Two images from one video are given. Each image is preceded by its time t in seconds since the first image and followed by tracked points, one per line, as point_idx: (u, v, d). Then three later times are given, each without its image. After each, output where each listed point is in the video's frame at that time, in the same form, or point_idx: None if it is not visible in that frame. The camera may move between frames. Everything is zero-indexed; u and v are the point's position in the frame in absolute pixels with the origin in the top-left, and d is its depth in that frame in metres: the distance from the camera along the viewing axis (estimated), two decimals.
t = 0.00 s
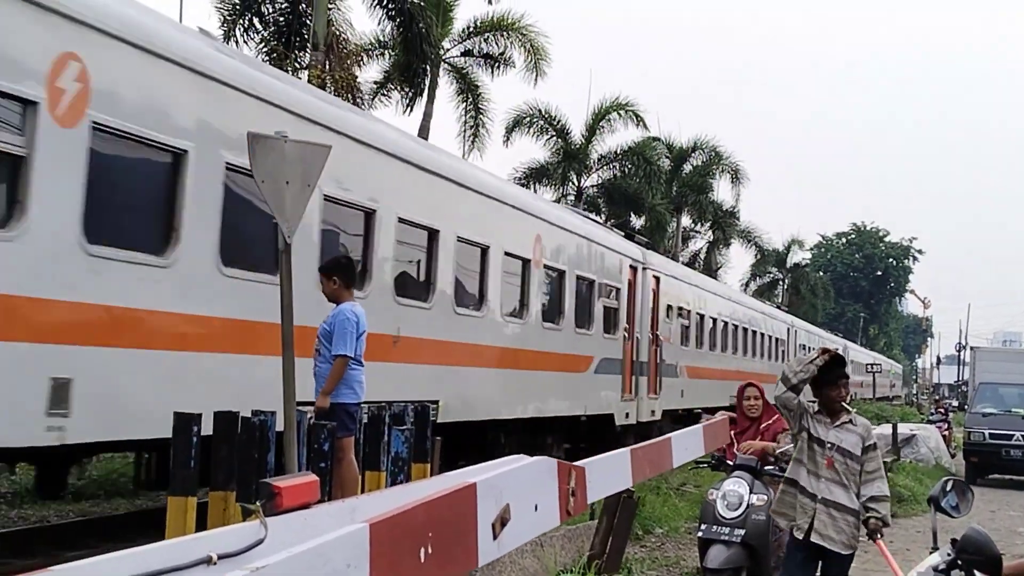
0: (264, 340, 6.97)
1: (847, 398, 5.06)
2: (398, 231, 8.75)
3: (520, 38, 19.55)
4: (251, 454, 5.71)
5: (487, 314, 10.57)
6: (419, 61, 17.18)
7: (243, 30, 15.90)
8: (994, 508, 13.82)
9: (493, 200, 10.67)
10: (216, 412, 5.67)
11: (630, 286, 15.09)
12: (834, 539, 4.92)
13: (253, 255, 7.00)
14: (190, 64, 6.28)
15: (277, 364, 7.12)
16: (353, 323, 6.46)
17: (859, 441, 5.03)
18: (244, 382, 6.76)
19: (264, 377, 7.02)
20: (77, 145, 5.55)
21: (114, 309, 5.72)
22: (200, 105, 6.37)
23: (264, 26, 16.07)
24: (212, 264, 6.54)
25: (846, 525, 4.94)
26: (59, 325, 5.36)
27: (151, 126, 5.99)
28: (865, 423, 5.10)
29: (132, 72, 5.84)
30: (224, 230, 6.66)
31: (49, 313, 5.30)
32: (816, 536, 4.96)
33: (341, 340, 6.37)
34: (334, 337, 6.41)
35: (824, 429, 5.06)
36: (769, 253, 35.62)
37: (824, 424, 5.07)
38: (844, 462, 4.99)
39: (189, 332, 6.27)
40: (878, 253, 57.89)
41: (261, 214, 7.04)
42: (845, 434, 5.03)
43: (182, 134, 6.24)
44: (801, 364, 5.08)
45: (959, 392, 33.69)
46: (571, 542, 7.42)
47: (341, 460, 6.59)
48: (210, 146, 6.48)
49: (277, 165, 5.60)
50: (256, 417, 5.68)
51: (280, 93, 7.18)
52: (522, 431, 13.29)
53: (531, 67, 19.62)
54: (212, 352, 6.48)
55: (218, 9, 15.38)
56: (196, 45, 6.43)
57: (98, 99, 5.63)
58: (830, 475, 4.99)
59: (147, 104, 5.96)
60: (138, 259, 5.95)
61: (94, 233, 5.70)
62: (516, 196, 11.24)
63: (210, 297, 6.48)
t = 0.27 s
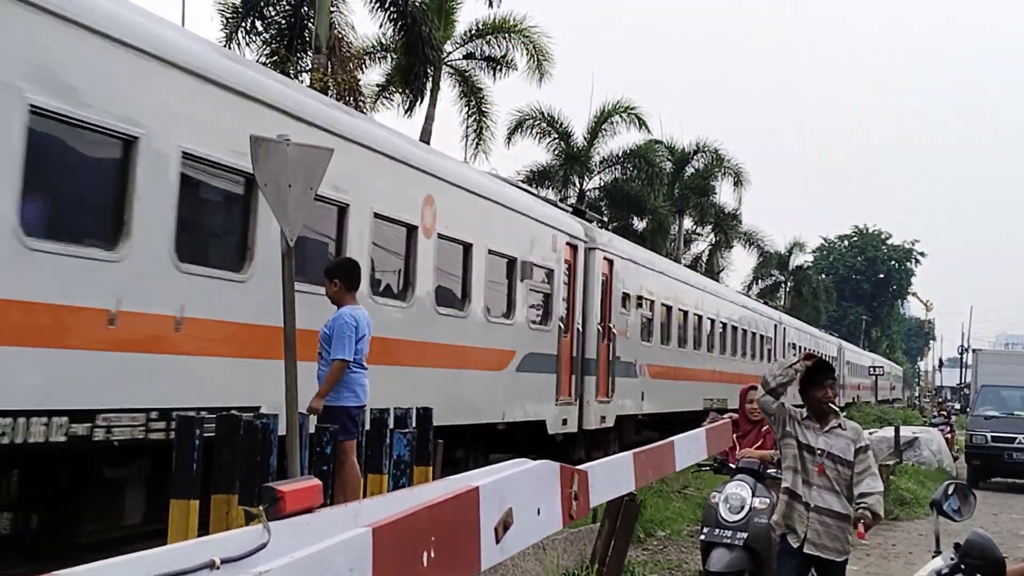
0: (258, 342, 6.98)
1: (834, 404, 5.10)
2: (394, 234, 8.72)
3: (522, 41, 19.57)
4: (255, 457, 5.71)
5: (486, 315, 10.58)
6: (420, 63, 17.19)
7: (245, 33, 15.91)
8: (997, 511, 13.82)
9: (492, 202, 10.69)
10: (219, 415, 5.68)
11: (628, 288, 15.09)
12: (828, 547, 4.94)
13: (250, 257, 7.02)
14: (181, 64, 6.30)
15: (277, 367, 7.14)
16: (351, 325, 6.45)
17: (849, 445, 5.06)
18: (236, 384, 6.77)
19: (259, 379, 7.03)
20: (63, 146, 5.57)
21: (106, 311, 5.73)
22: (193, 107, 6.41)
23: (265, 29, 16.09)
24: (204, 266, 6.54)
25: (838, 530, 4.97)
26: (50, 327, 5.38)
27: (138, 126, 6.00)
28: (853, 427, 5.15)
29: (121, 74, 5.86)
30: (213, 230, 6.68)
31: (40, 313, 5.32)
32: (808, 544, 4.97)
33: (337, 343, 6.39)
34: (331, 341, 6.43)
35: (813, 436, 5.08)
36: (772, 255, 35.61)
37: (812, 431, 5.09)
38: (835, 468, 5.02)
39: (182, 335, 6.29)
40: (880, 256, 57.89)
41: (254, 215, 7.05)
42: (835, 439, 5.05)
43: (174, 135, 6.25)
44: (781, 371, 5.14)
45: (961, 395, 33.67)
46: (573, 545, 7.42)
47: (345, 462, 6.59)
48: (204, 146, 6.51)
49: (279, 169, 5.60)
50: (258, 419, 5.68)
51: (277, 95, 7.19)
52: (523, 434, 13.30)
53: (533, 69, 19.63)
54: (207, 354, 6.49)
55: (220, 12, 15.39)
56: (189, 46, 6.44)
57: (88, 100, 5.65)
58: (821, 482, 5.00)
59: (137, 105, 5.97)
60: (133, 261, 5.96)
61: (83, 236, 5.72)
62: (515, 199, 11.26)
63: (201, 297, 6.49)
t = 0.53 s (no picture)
0: (254, 342, 6.98)
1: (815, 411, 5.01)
2: (393, 234, 8.72)
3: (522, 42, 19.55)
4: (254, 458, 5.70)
5: (484, 317, 10.58)
6: (420, 64, 17.19)
7: (244, 34, 15.92)
8: (998, 512, 13.80)
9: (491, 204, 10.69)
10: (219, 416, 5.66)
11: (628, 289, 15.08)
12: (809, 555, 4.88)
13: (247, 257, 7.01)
14: (177, 63, 6.28)
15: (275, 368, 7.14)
16: (337, 323, 6.42)
17: (832, 451, 4.98)
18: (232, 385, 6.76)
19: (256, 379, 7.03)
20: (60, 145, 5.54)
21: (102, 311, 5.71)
22: (192, 107, 6.41)
23: (265, 30, 16.09)
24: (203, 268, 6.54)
25: (821, 539, 4.91)
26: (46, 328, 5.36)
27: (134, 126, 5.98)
28: (836, 432, 5.06)
29: (117, 72, 5.84)
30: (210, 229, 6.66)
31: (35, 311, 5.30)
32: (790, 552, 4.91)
33: (328, 346, 6.38)
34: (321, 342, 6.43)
35: (794, 444, 5.00)
36: (772, 255, 35.59)
37: (793, 438, 5.02)
38: (817, 475, 4.94)
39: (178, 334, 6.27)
40: (880, 257, 57.88)
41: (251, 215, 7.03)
42: (818, 447, 4.97)
43: (170, 134, 6.23)
44: (759, 380, 5.06)
45: (961, 395, 33.66)
46: (573, 547, 7.41)
47: (344, 464, 6.58)
48: (203, 147, 6.51)
49: (279, 169, 5.59)
50: (257, 421, 5.67)
51: (275, 95, 7.18)
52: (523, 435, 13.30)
53: (533, 70, 19.62)
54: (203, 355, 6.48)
55: (219, 13, 15.39)
56: (187, 45, 6.43)
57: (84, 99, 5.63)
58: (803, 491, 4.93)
59: (132, 104, 5.96)
60: (129, 261, 5.95)
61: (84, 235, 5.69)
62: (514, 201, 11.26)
63: (198, 298, 6.48)
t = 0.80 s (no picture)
0: (255, 345, 6.99)
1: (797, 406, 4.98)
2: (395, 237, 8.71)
3: (520, 42, 19.57)
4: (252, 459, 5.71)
5: (485, 318, 10.58)
6: (419, 64, 17.19)
7: (243, 34, 15.92)
8: (995, 513, 13.82)
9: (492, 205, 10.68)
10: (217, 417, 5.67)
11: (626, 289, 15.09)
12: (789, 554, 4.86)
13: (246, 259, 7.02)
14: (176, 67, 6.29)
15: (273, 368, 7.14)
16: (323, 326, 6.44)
17: (813, 449, 4.96)
18: (228, 386, 6.78)
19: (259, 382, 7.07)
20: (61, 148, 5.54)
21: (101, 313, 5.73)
22: (190, 108, 6.41)
23: (263, 30, 16.08)
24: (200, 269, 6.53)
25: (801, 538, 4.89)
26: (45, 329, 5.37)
27: (132, 129, 5.99)
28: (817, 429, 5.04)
29: (114, 74, 5.84)
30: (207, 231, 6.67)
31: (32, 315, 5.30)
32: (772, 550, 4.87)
33: (312, 346, 6.42)
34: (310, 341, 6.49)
35: (775, 440, 4.97)
36: (770, 256, 35.61)
37: (776, 434, 4.98)
38: (797, 472, 4.92)
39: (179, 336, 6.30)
40: (878, 257, 57.93)
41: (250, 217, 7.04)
42: (799, 444, 4.94)
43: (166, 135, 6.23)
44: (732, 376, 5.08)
45: (958, 396, 33.70)
46: (571, 547, 7.42)
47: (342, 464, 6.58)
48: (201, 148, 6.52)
49: (277, 171, 5.60)
50: (255, 421, 5.68)
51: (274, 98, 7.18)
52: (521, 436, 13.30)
53: (531, 71, 19.63)
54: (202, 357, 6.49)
55: (217, 14, 15.38)
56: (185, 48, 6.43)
57: (82, 100, 5.63)
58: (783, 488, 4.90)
59: (130, 106, 5.95)
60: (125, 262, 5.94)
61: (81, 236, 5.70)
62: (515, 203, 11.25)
63: (198, 300, 6.50)
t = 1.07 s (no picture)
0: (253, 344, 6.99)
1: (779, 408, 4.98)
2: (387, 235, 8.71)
3: (517, 42, 19.55)
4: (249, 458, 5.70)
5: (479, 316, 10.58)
6: (417, 63, 17.19)
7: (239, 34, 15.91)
8: (992, 512, 13.83)
9: (486, 204, 10.68)
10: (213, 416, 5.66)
11: (621, 289, 15.10)
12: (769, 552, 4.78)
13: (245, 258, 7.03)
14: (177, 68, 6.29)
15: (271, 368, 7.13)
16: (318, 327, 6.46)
17: (794, 450, 4.94)
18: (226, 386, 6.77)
19: (258, 381, 7.07)
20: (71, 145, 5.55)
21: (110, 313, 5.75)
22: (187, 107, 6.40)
23: (260, 29, 16.07)
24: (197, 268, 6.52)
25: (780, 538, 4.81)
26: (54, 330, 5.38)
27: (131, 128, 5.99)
28: (801, 432, 5.02)
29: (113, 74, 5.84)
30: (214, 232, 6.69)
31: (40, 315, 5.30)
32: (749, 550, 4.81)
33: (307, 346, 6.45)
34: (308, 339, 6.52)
35: (756, 441, 4.97)
36: (767, 255, 35.62)
37: (756, 434, 4.98)
38: (777, 472, 4.89)
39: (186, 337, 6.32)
40: (875, 257, 57.96)
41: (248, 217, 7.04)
42: (779, 444, 4.91)
43: (163, 135, 6.23)
44: (705, 376, 5.12)
45: (955, 395, 33.73)
46: (568, 547, 7.42)
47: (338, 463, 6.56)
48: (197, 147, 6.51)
49: (273, 170, 5.59)
50: (252, 421, 5.67)
51: (270, 97, 7.17)
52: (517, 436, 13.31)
53: (528, 71, 19.63)
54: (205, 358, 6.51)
55: (214, 13, 15.37)
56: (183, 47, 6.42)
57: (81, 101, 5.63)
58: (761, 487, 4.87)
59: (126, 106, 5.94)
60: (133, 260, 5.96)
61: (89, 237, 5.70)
62: (509, 202, 11.25)
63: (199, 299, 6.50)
